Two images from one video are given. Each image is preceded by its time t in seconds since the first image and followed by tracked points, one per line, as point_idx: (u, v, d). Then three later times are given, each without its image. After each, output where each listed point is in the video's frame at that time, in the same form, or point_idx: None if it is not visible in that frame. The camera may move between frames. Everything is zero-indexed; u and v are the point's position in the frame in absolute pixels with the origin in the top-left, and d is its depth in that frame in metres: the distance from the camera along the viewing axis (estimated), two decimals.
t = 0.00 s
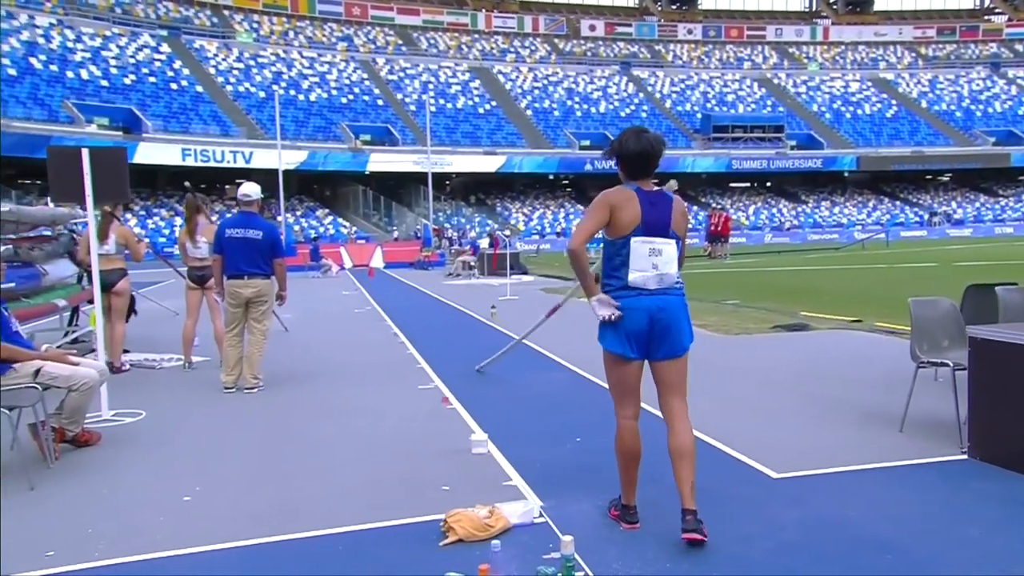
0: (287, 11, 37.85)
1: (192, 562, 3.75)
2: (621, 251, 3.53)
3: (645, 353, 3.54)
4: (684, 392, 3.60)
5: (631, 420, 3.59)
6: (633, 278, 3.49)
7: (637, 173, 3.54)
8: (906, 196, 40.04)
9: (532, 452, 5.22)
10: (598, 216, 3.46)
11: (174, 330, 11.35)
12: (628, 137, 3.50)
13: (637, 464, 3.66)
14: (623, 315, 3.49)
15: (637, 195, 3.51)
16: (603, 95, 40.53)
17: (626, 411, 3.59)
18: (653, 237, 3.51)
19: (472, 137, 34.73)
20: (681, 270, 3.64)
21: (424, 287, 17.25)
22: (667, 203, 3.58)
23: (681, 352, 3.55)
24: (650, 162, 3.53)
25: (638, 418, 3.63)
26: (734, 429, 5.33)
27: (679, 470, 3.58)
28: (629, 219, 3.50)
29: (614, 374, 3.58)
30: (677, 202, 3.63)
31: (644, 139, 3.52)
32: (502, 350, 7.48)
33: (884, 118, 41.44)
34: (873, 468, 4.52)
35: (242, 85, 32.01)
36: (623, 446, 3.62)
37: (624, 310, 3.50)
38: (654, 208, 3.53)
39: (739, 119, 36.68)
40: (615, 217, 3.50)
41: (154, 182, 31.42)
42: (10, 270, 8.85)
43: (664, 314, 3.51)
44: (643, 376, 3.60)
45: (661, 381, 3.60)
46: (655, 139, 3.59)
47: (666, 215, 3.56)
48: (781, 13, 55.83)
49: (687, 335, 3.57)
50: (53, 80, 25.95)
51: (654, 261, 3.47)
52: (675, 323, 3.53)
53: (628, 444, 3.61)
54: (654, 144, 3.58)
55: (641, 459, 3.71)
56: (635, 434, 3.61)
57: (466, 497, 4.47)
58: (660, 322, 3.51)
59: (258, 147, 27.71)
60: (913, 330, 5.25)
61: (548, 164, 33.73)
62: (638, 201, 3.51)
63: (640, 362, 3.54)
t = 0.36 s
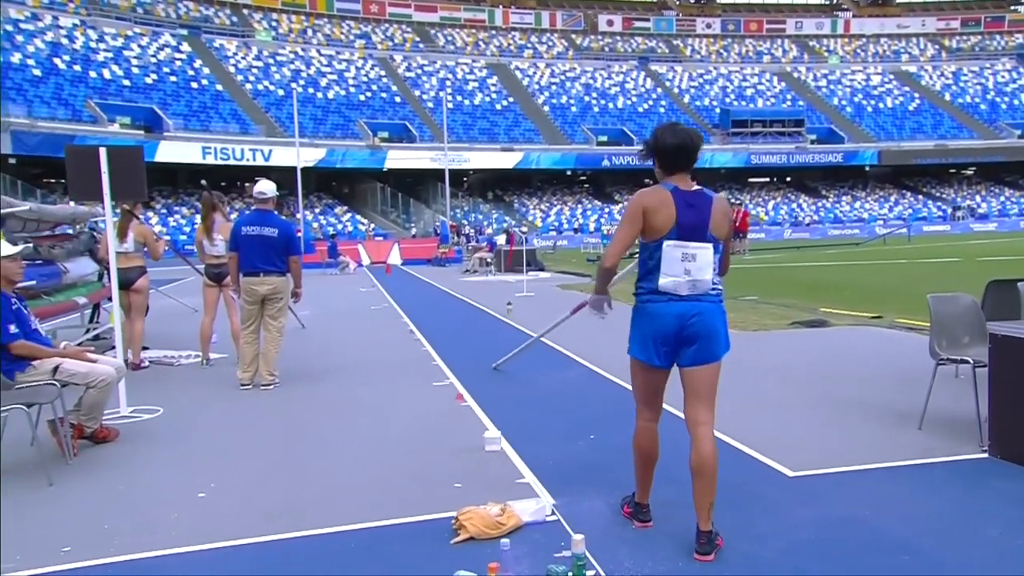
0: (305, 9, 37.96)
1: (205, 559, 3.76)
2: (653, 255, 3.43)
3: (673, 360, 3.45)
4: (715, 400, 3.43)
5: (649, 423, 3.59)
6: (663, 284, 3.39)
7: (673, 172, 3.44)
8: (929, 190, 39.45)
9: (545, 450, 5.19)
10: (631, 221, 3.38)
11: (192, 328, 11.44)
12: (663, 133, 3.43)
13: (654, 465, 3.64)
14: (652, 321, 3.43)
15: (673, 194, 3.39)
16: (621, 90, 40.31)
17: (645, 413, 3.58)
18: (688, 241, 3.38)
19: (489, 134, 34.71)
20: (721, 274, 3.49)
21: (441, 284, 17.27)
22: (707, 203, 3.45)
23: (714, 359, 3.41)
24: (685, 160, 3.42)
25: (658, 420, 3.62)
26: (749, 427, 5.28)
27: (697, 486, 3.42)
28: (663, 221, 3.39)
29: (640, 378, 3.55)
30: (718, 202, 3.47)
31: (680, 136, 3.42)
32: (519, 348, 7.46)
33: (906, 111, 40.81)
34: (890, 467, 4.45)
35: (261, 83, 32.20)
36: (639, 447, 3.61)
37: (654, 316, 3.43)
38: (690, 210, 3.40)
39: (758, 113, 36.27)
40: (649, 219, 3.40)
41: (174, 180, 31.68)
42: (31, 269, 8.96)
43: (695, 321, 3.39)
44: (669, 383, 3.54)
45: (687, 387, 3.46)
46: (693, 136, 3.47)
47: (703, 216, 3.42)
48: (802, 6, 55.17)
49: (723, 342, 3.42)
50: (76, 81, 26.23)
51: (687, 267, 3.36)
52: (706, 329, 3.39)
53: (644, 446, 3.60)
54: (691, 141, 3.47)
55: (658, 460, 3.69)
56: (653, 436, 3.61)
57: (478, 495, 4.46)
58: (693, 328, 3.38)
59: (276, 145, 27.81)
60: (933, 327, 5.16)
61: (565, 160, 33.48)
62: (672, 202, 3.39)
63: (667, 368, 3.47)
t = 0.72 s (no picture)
0: (314, 5, 38.02)
1: (212, 555, 3.76)
2: (666, 252, 3.39)
3: (685, 359, 3.42)
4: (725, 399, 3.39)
5: (656, 423, 3.57)
6: (676, 283, 3.36)
7: (687, 171, 3.41)
8: (942, 185, 39.11)
9: (552, 447, 5.19)
10: (647, 219, 3.33)
11: (202, 323, 11.49)
12: (678, 131, 3.39)
13: (660, 463, 3.61)
14: (664, 320, 3.40)
15: (688, 192, 3.34)
16: (631, 85, 40.16)
17: (652, 413, 3.56)
18: (701, 240, 3.34)
19: (499, 130, 34.68)
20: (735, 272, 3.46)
21: (450, 280, 17.29)
22: (725, 201, 3.40)
23: (726, 358, 3.38)
24: (701, 158, 3.39)
25: (664, 418, 3.60)
26: (757, 423, 5.24)
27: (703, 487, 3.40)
28: (677, 218, 3.35)
29: (651, 377, 3.52)
30: (734, 200, 3.42)
31: (696, 134, 3.39)
32: (528, 345, 7.44)
33: (919, 105, 40.45)
34: (900, 464, 4.41)
35: (271, 80, 32.28)
36: (646, 446, 3.59)
37: (667, 316, 3.40)
38: (705, 209, 3.35)
39: (769, 108, 35.95)
40: (665, 216, 3.35)
41: (185, 177, 31.80)
42: (40, 265, 9.00)
43: (707, 319, 3.36)
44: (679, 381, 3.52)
45: (697, 386, 3.42)
46: (710, 134, 3.43)
47: (718, 214, 3.37)
48: None
49: (735, 340, 3.39)
50: (89, 78, 26.41)
51: (699, 266, 3.32)
52: (718, 327, 3.36)
53: (651, 446, 3.58)
54: (708, 139, 3.43)
55: (664, 458, 3.67)
56: (660, 436, 3.59)
57: (485, 491, 4.45)
58: (705, 327, 3.36)
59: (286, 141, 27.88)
60: (945, 324, 5.12)
61: (575, 156, 33.22)
62: (687, 199, 3.34)
63: (678, 367, 3.44)
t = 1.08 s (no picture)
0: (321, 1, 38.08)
1: (218, 551, 3.77)
2: (676, 250, 3.36)
3: (694, 358, 3.40)
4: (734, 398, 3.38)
5: (664, 423, 3.55)
6: (686, 282, 3.33)
7: (694, 167, 3.39)
8: (951, 181, 38.89)
9: (557, 444, 5.18)
10: (656, 216, 3.29)
11: (209, 319, 11.53)
12: (688, 128, 3.38)
13: (667, 462, 3.60)
14: (675, 319, 3.37)
15: (698, 189, 3.31)
16: (638, 81, 40.03)
17: (660, 413, 3.55)
18: (711, 237, 3.32)
19: (505, 126, 34.63)
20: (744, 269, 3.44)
21: (456, 276, 17.29)
22: (733, 197, 3.38)
23: (735, 356, 3.36)
24: (709, 154, 3.37)
25: (672, 417, 3.58)
26: (764, 421, 5.22)
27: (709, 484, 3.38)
28: (687, 215, 3.31)
29: (660, 377, 3.50)
30: (743, 197, 3.41)
31: (705, 130, 3.37)
32: (534, 342, 7.43)
33: (927, 101, 40.19)
34: (908, 462, 4.38)
35: (278, 76, 32.31)
36: (653, 445, 3.57)
37: (677, 314, 3.37)
38: (715, 205, 3.33)
39: (777, 104, 35.75)
40: (675, 213, 3.31)
41: (192, 173, 31.88)
42: (49, 261, 9.09)
43: (718, 317, 3.34)
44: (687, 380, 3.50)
45: (705, 384, 3.41)
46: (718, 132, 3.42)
47: (728, 211, 3.36)
48: None
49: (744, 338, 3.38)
50: (97, 74, 26.54)
51: (709, 264, 3.30)
52: (729, 325, 3.35)
53: (658, 445, 3.57)
54: (715, 136, 3.41)
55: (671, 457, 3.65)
56: (667, 435, 3.57)
57: (490, 487, 4.45)
58: (716, 325, 3.34)
59: (293, 138, 27.89)
60: (953, 322, 5.09)
61: (581, 152, 33.00)
62: (698, 195, 3.31)
63: (688, 366, 3.42)
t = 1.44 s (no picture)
0: None
1: (222, 546, 3.77)
2: (682, 247, 3.35)
3: (699, 354, 3.38)
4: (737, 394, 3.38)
5: (670, 419, 3.55)
6: (693, 279, 3.33)
7: (699, 163, 3.38)
8: (956, 179, 38.74)
9: (562, 440, 5.18)
10: (664, 214, 3.28)
11: (214, 315, 11.56)
12: (693, 126, 3.37)
13: (672, 459, 3.60)
14: (682, 316, 3.36)
15: (705, 185, 3.30)
16: (642, 78, 39.91)
17: (666, 409, 3.54)
18: (718, 234, 3.32)
19: (510, 123, 34.57)
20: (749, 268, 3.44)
21: (460, 273, 17.27)
22: (740, 193, 3.37)
23: (741, 352, 3.36)
24: (714, 151, 3.37)
25: (678, 413, 3.58)
26: (768, 419, 5.21)
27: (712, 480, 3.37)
28: (696, 211, 3.30)
29: (665, 373, 3.49)
30: (749, 192, 3.40)
31: (709, 128, 3.38)
32: (539, 339, 7.44)
33: (933, 98, 40.00)
34: (913, 461, 4.37)
35: (282, 72, 32.31)
36: (659, 442, 3.57)
37: (685, 312, 3.35)
38: (722, 202, 3.32)
39: (782, 101, 35.58)
40: (683, 210, 3.30)
41: (197, 170, 31.93)
42: (53, 258, 9.18)
43: (723, 313, 3.34)
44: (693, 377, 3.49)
45: (709, 380, 3.40)
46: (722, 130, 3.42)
47: (735, 208, 3.36)
48: None
49: (750, 335, 3.38)
50: (102, 70, 26.56)
51: (716, 260, 3.30)
52: (733, 322, 3.35)
53: (663, 441, 3.57)
54: (719, 133, 3.41)
55: (676, 453, 3.64)
56: (673, 432, 3.56)
57: (494, 484, 4.45)
58: (720, 321, 3.34)
59: (297, 134, 27.83)
60: (959, 320, 5.07)
61: (585, 149, 32.79)
62: (704, 192, 3.30)
63: (692, 362, 3.41)
